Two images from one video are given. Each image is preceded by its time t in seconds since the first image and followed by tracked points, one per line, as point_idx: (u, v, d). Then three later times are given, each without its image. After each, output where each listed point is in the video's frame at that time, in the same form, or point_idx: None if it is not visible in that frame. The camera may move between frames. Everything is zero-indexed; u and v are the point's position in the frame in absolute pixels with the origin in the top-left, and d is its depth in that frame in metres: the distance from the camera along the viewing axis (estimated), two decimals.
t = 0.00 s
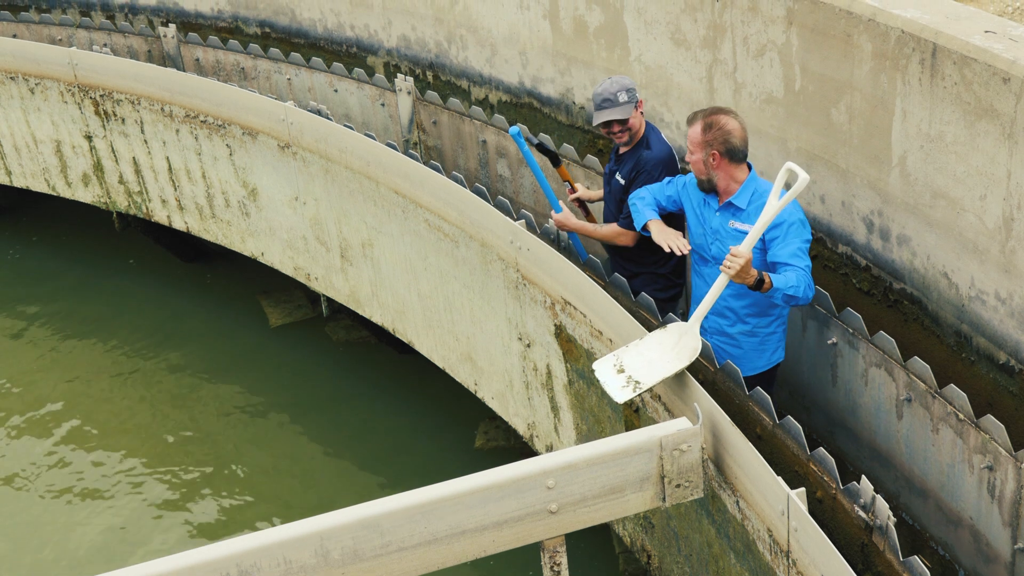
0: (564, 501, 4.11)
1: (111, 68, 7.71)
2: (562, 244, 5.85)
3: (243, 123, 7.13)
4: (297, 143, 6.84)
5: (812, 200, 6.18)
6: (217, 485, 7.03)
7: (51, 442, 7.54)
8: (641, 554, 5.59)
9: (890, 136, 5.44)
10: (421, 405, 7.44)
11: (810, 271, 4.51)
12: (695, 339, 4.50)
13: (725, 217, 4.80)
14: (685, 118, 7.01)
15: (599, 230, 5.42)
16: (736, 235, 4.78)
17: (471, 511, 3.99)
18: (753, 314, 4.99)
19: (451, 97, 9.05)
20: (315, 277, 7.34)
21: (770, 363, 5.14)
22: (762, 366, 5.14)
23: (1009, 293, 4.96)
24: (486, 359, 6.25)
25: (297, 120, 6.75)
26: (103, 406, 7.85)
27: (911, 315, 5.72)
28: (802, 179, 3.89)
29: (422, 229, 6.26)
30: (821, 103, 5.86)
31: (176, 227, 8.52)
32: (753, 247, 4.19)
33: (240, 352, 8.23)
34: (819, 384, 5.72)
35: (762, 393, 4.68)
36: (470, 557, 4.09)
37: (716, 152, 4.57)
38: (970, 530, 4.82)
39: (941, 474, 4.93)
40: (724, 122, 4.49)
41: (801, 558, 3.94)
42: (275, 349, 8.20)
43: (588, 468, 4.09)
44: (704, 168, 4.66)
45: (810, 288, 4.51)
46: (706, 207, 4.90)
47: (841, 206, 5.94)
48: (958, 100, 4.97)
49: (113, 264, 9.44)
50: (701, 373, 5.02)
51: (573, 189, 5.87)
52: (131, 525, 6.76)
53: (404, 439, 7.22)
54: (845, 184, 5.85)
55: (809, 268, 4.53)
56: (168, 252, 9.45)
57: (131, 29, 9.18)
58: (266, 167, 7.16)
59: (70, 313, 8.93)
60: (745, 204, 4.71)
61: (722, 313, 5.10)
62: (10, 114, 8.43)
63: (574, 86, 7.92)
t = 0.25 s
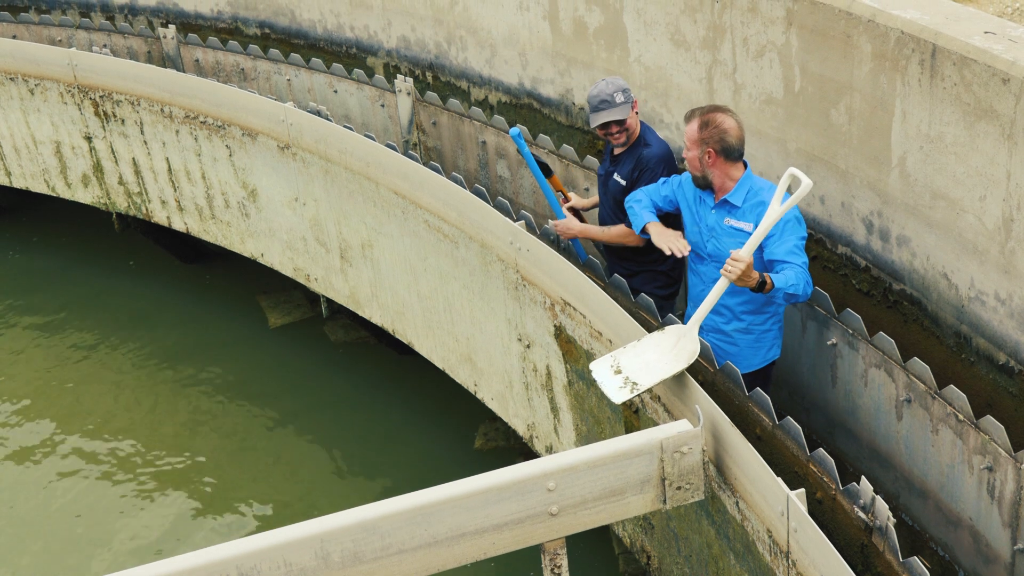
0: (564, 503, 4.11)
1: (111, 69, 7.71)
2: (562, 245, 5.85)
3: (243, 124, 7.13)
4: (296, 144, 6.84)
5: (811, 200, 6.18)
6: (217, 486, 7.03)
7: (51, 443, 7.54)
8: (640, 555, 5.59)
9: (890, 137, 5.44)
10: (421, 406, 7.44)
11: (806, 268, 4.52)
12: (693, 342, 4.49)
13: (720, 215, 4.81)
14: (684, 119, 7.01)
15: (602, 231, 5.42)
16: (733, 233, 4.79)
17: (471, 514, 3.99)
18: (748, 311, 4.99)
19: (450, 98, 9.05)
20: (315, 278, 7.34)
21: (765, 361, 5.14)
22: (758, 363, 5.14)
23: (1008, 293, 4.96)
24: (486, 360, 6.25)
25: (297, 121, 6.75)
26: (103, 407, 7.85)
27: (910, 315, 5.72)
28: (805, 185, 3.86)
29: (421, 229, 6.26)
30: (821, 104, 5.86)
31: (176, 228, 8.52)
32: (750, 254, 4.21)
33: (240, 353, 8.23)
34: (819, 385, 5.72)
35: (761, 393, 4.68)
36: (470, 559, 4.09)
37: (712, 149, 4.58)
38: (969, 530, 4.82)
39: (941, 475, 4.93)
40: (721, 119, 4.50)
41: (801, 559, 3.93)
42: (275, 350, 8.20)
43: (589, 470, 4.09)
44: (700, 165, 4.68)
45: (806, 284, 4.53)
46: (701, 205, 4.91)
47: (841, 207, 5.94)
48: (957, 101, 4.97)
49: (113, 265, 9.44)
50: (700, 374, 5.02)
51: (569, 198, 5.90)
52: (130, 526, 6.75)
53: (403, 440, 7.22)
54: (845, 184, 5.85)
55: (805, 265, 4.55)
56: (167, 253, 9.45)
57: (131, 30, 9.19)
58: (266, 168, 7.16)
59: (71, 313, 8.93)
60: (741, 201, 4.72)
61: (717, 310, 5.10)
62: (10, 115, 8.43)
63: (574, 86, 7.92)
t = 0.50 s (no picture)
0: (564, 505, 4.12)
1: (111, 69, 7.71)
2: (562, 245, 5.84)
3: (243, 124, 7.13)
4: (296, 145, 6.84)
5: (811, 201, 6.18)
6: (217, 487, 7.03)
7: (51, 444, 7.54)
8: (640, 555, 5.59)
9: (889, 138, 5.44)
10: (420, 407, 7.44)
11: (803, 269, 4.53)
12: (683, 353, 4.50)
13: (719, 216, 4.81)
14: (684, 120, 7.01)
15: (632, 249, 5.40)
16: (732, 234, 4.79)
17: (471, 516, 3.99)
18: (748, 312, 4.99)
19: (450, 98, 9.04)
20: (315, 278, 7.34)
21: (766, 361, 5.15)
22: (757, 363, 5.15)
23: (1008, 294, 4.96)
24: (486, 360, 6.25)
25: (297, 121, 6.75)
26: (102, 407, 7.85)
27: (910, 316, 5.72)
28: (809, 204, 3.94)
29: (421, 230, 6.26)
30: (820, 104, 5.86)
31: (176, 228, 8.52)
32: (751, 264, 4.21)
33: (240, 354, 8.23)
34: (819, 385, 5.72)
35: (761, 394, 4.68)
36: (470, 561, 4.09)
37: (723, 146, 4.57)
38: (969, 531, 4.82)
39: (940, 476, 4.93)
40: (725, 113, 4.53)
41: (800, 560, 3.93)
42: (275, 350, 8.20)
43: (589, 472, 4.10)
44: (712, 169, 4.62)
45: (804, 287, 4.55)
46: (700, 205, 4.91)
47: (841, 207, 5.94)
48: (957, 102, 4.97)
49: (113, 266, 9.44)
50: (700, 375, 5.02)
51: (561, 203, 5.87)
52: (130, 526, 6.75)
53: (403, 440, 7.22)
54: (845, 185, 5.85)
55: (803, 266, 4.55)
56: (167, 253, 9.45)
57: (130, 30, 9.19)
58: (265, 169, 7.16)
59: (70, 314, 8.93)
60: (740, 202, 4.72)
61: (717, 311, 5.10)
62: (9, 115, 8.43)
63: (573, 87, 7.92)
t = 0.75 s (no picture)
0: (564, 506, 4.12)
1: (110, 69, 7.70)
2: (562, 245, 5.83)
3: (242, 124, 7.13)
4: (295, 145, 6.84)
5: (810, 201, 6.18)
6: (216, 487, 7.03)
7: (50, 444, 7.54)
8: (639, 555, 5.59)
9: (889, 137, 5.44)
10: (420, 407, 7.44)
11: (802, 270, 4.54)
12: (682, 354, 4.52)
13: (719, 216, 4.80)
14: (684, 120, 7.00)
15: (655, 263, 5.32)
16: (732, 234, 4.79)
17: (471, 517, 3.99)
18: (748, 313, 4.99)
19: (450, 98, 9.04)
20: (314, 278, 7.34)
21: (766, 361, 5.15)
22: (758, 363, 5.15)
23: (1007, 294, 4.96)
24: (485, 360, 6.25)
25: (296, 121, 6.75)
26: (102, 407, 7.85)
27: (910, 316, 5.72)
28: (813, 213, 3.96)
29: (420, 230, 6.26)
30: (820, 104, 5.85)
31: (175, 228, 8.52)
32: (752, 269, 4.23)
33: (239, 354, 8.23)
34: (818, 385, 5.71)
35: (760, 394, 4.68)
36: (470, 562, 4.09)
37: (729, 142, 4.59)
38: (969, 531, 4.82)
39: (940, 475, 4.93)
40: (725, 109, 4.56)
41: (800, 559, 3.93)
42: (274, 350, 8.20)
43: (589, 473, 4.09)
44: (723, 167, 4.61)
45: (802, 288, 4.56)
46: (699, 206, 4.90)
47: (840, 207, 5.94)
48: (956, 102, 4.97)
49: (112, 266, 9.43)
50: (699, 374, 5.02)
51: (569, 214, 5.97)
52: (130, 526, 6.75)
53: (403, 440, 7.22)
54: (845, 185, 5.85)
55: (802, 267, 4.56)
56: (167, 254, 9.45)
57: (129, 30, 9.19)
58: (265, 169, 7.16)
59: (69, 314, 8.93)
60: (739, 201, 4.71)
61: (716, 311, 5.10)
62: (8, 115, 8.43)
63: (573, 87, 7.92)
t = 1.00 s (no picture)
0: (564, 507, 4.12)
1: (109, 69, 7.70)
2: (561, 245, 5.83)
3: (241, 124, 7.13)
4: (294, 145, 6.84)
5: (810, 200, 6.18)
6: (215, 487, 7.02)
7: (50, 444, 7.54)
8: (639, 555, 5.59)
9: (888, 137, 5.44)
10: (419, 407, 7.44)
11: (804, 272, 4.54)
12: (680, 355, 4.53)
13: (721, 217, 4.80)
14: (683, 120, 7.00)
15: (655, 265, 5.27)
16: (734, 235, 4.78)
17: (471, 518, 3.99)
18: (749, 313, 4.99)
19: (449, 98, 9.04)
20: (313, 278, 7.34)
21: (767, 362, 5.15)
22: (760, 364, 5.15)
23: (1007, 293, 4.96)
24: (485, 360, 6.25)
25: (296, 121, 6.75)
26: (101, 407, 7.85)
27: (909, 316, 5.72)
28: (824, 220, 3.91)
29: (420, 230, 6.26)
30: (819, 104, 5.86)
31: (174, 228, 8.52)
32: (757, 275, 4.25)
33: (239, 354, 8.23)
34: (818, 384, 5.71)
35: (760, 394, 4.68)
36: (470, 563, 4.09)
37: (730, 147, 4.58)
38: (968, 530, 4.82)
39: (939, 475, 4.93)
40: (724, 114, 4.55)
41: (799, 559, 3.93)
42: (273, 350, 8.20)
43: (589, 474, 4.09)
44: (726, 172, 4.60)
45: (805, 290, 4.56)
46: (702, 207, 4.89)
47: (840, 207, 5.93)
48: (955, 102, 4.97)
49: (112, 266, 9.43)
50: (699, 374, 5.02)
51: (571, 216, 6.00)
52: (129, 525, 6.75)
53: (402, 440, 7.22)
54: (844, 185, 5.85)
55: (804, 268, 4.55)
56: (166, 254, 9.45)
57: (129, 30, 9.19)
58: (264, 169, 7.16)
59: (68, 315, 8.92)
60: (742, 203, 4.71)
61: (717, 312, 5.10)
62: (8, 115, 8.43)
63: (572, 87, 7.92)
